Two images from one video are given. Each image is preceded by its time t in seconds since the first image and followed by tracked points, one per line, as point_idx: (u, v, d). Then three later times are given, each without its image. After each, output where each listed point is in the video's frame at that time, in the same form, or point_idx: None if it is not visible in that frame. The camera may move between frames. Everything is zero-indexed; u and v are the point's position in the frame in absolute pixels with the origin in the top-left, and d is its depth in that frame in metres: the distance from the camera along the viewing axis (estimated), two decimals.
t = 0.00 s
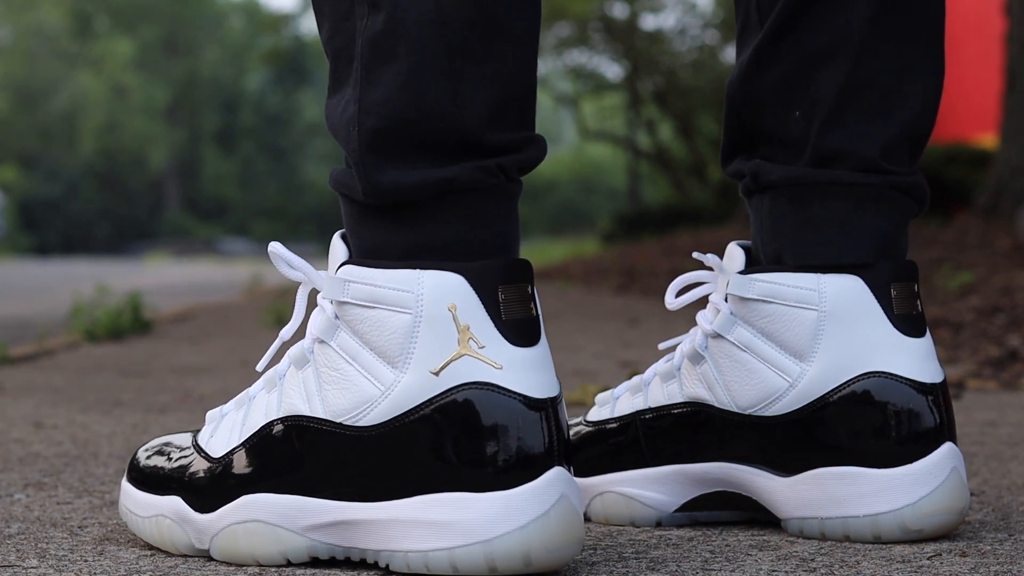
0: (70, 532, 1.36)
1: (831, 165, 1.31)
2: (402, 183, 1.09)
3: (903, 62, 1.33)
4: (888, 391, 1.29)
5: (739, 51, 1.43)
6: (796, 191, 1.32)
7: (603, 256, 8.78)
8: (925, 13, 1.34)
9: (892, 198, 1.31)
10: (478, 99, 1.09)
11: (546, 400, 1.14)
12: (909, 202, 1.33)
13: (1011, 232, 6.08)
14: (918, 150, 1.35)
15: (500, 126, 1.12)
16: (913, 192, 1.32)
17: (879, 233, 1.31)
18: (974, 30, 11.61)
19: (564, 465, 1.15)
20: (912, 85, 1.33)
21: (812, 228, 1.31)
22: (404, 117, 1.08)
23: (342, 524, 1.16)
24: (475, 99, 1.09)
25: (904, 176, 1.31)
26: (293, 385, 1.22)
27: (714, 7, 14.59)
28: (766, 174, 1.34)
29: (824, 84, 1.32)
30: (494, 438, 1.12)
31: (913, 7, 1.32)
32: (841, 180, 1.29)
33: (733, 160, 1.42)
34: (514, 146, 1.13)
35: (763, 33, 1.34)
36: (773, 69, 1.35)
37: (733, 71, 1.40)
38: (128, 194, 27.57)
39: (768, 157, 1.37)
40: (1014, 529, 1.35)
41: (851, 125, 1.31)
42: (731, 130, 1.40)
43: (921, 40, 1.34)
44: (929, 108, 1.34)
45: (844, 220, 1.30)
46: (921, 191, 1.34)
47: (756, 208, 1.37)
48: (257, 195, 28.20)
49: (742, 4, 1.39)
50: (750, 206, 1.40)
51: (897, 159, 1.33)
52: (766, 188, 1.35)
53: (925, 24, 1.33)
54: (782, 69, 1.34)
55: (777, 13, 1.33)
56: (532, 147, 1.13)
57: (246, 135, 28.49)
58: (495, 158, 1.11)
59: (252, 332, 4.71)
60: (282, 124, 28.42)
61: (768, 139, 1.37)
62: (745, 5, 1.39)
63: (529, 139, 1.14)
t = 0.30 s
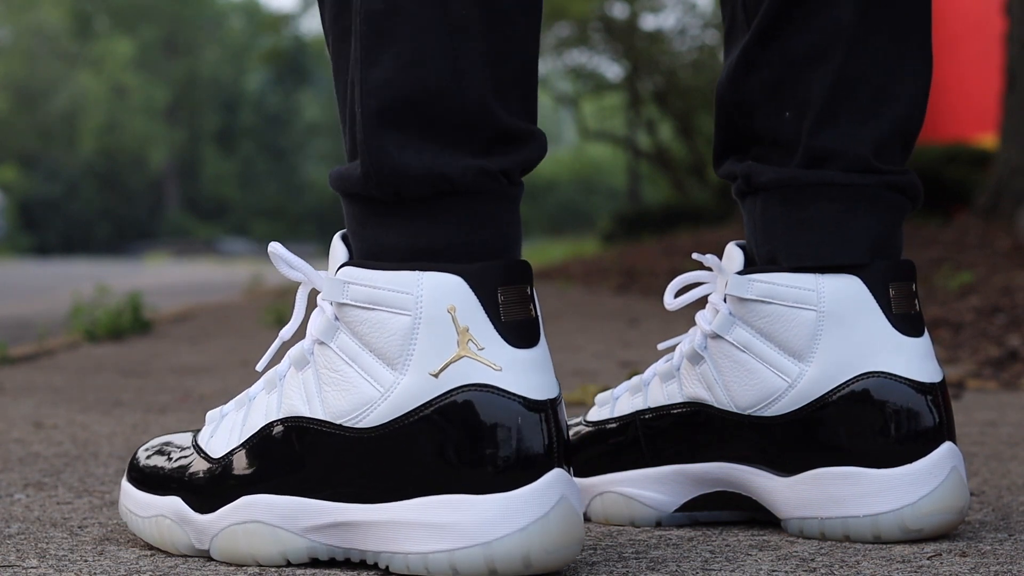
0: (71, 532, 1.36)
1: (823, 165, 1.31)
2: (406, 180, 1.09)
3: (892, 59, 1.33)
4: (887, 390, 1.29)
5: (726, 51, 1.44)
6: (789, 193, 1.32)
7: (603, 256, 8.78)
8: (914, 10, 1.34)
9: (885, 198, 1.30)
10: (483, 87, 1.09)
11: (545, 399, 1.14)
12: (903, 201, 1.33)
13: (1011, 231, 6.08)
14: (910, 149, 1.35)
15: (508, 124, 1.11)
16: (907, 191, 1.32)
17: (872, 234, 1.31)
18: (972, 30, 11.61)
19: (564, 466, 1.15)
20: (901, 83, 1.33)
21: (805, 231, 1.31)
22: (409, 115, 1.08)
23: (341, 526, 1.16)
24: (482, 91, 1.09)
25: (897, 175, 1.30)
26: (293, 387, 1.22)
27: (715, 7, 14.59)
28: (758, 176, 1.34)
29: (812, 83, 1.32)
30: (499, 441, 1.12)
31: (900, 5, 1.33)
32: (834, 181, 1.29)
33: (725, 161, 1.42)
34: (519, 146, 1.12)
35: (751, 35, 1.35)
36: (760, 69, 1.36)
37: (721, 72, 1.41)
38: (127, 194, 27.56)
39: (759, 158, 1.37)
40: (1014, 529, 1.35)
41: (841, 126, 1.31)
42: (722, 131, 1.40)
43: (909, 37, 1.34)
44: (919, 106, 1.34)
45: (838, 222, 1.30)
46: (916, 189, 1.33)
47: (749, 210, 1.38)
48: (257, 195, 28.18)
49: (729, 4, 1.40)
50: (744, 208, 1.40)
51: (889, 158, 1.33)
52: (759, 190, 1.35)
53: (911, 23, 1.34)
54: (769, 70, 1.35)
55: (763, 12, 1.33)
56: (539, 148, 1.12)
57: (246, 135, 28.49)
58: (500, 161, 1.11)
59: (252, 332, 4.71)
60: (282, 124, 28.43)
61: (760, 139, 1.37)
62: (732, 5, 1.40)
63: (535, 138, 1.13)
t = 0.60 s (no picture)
0: (70, 532, 1.35)
1: (816, 162, 1.31)
2: (411, 181, 1.08)
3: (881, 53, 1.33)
4: (885, 387, 1.29)
5: (711, 46, 1.44)
6: (780, 193, 1.32)
7: (603, 256, 8.77)
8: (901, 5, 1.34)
9: (877, 195, 1.31)
10: (491, 90, 1.09)
11: (545, 403, 1.14)
12: (895, 196, 1.33)
13: (1011, 232, 6.08)
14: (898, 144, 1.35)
15: (517, 126, 1.11)
16: (899, 186, 1.32)
17: (865, 232, 1.31)
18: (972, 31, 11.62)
19: (564, 468, 1.15)
20: (892, 79, 1.34)
21: (798, 231, 1.31)
22: (417, 115, 1.08)
23: (341, 528, 1.17)
24: (488, 90, 1.09)
25: (888, 172, 1.31)
26: (295, 388, 1.22)
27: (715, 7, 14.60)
28: (749, 176, 1.34)
29: (803, 79, 1.32)
30: (501, 444, 1.12)
31: None
32: (827, 178, 1.29)
33: (716, 157, 1.42)
34: (526, 151, 1.12)
35: (738, 30, 1.35)
36: (747, 67, 1.36)
37: (709, 66, 1.40)
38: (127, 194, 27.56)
39: (749, 157, 1.37)
40: (1014, 530, 1.35)
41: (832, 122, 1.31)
42: (712, 127, 1.40)
43: (898, 31, 1.34)
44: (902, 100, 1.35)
45: (829, 221, 1.29)
46: (908, 185, 1.34)
47: (741, 209, 1.38)
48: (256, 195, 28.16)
49: None
50: (737, 206, 1.40)
51: (881, 153, 1.34)
52: (751, 188, 1.35)
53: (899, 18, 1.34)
54: (756, 67, 1.35)
55: (747, 10, 1.33)
56: (546, 152, 1.12)
57: (246, 135, 28.50)
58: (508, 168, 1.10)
59: (251, 332, 4.71)
60: (283, 124, 28.43)
61: (750, 137, 1.37)
62: (716, 3, 1.40)
63: (542, 141, 1.13)
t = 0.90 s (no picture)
0: (70, 532, 1.35)
1: (794, 146, 1.33)
2: (411, 186, 1.08)
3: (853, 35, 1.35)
4: (879, 370, 1.29)
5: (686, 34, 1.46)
6: (760, 179, 1.34)
7: (603, 257, 8.77)
8: None
9: (859, 176, 1.32)
10: (491, 94, 1.08)
11: (545, 404, 1.14)
12: (878, 177, 1.34)
13: (1011, 232, 6.07)
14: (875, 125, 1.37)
15: (516, 128, 1.11)
16: (881, 167, 1.33)
17: (849, 214, 1.31)
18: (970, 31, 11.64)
19: (563, 468, 1.14)
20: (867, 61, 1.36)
21: (780, 217, 1.32)
22: (415, 121, 1.08)
23: (341, 530, 1.17)
24: (488, 95, 1.08)
25: (867, 152, 1.32)
26: (295, 389, 1.22)
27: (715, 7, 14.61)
28: (728, 165, 1.36)
29: (775, 65, 1.34)
30: (501, 444, 1.12)
31: None
32: (804, 163, 1.30)
33: (697, 147, 1.44)
34: (526, 155, 1.12)
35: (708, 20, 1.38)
36: (720, 56, 1.38)
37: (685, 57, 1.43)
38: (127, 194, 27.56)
39: (728, 144, 1.39)
40: (1014, 530, 1.35)
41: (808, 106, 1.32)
42: (691, 118, 1.43)
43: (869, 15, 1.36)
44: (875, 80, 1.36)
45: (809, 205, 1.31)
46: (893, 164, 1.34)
47: (724, 198, 1.39)
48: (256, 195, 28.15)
49: None
50: (721, 196, 1.41)
51: (862, 134, 1.35)
52: (731, 178, 1.37)
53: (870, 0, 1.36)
54: (729, 55, 1.37)
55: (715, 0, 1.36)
56: (545, 155, 1.12)
57: (246, 135, 28.51)
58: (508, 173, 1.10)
59: (251, 332, 4.71)
60: (282, 124, 28.43)
61: (729, 124, 1.39)
62: None
63: (539, 143, 1.12)
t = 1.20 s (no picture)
0: (71, 532, 1.35)
1: (766, 127, 1.33)
2: (408, 189, 1.09)
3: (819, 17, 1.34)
4: (870, 346, 1.30)
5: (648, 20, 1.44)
6: (737, 165, 1.34)
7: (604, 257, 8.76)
8: None
9: (831, 153, 1.32)
10: (486, 96, 1.09)
11: (545, 404, 1.14)
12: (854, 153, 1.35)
13: (1011, 232, 6.07)
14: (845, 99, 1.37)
15: (514, 128, 1.11)
16: (856, 142, 1.34)
17: (825, 193, 1.32)
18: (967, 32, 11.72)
19: (563, 468, 1.14)
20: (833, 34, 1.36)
21: (762, 199, 1.32)
22: (414, 122, 1.08)
23: (340, 530, 1.16)
24: (485, 98, 1.08)
25: (839, 128, 1.33)
26: (295, 390, 1.22)
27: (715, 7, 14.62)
28: (705, 152, 1.36)
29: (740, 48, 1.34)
30: (500, 443, 1.12)
31: None
32: (780, 145, 1.31)
33: (672, 134, 1.44)
34: (522, 156, 1.11)
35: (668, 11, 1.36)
36: (684, 43, 1.37)
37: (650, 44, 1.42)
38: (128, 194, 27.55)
39: (701, 132, 1.39)
40: (1014, 530, 1.35)
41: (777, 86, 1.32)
42: (662, 109, 1.42)
43: None
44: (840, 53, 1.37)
45: (788, 184, 1.31)
46: (865, 138, 1.34)
47: (703, 185, 1.40)
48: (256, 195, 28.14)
49: None
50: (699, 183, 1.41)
51: (833, 110, 1.35)
52: (707, 164, 1.37)
53: None
54: (695, 42, 1.36)
55: None
56: (542, 156, 1.12)
57: (246, 135, 28.50)
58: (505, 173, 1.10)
59: (251, 332, 4.71)
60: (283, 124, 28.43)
61: (700, 111, 1.38)
62: None
63: (537, 144, 1.12)
